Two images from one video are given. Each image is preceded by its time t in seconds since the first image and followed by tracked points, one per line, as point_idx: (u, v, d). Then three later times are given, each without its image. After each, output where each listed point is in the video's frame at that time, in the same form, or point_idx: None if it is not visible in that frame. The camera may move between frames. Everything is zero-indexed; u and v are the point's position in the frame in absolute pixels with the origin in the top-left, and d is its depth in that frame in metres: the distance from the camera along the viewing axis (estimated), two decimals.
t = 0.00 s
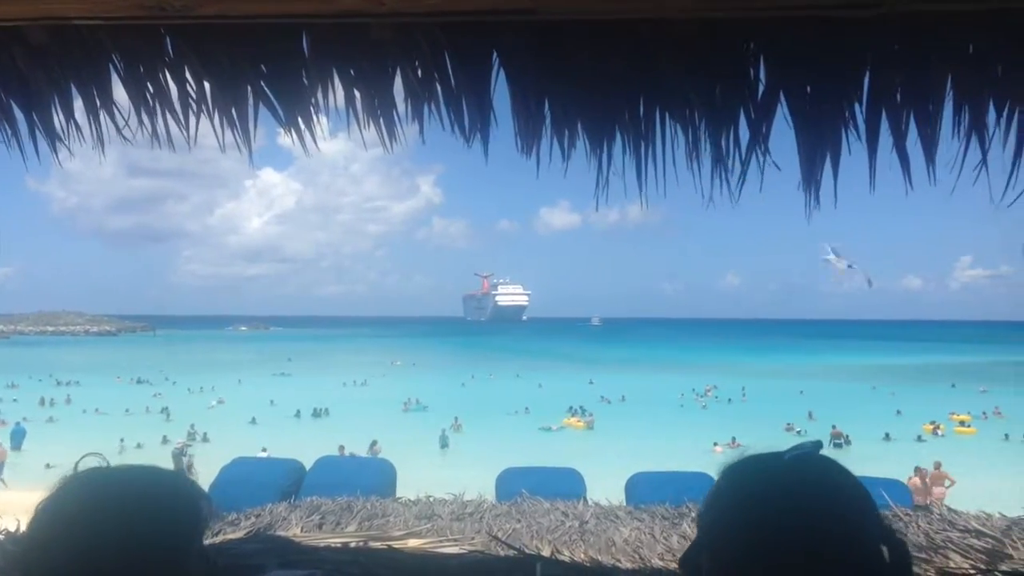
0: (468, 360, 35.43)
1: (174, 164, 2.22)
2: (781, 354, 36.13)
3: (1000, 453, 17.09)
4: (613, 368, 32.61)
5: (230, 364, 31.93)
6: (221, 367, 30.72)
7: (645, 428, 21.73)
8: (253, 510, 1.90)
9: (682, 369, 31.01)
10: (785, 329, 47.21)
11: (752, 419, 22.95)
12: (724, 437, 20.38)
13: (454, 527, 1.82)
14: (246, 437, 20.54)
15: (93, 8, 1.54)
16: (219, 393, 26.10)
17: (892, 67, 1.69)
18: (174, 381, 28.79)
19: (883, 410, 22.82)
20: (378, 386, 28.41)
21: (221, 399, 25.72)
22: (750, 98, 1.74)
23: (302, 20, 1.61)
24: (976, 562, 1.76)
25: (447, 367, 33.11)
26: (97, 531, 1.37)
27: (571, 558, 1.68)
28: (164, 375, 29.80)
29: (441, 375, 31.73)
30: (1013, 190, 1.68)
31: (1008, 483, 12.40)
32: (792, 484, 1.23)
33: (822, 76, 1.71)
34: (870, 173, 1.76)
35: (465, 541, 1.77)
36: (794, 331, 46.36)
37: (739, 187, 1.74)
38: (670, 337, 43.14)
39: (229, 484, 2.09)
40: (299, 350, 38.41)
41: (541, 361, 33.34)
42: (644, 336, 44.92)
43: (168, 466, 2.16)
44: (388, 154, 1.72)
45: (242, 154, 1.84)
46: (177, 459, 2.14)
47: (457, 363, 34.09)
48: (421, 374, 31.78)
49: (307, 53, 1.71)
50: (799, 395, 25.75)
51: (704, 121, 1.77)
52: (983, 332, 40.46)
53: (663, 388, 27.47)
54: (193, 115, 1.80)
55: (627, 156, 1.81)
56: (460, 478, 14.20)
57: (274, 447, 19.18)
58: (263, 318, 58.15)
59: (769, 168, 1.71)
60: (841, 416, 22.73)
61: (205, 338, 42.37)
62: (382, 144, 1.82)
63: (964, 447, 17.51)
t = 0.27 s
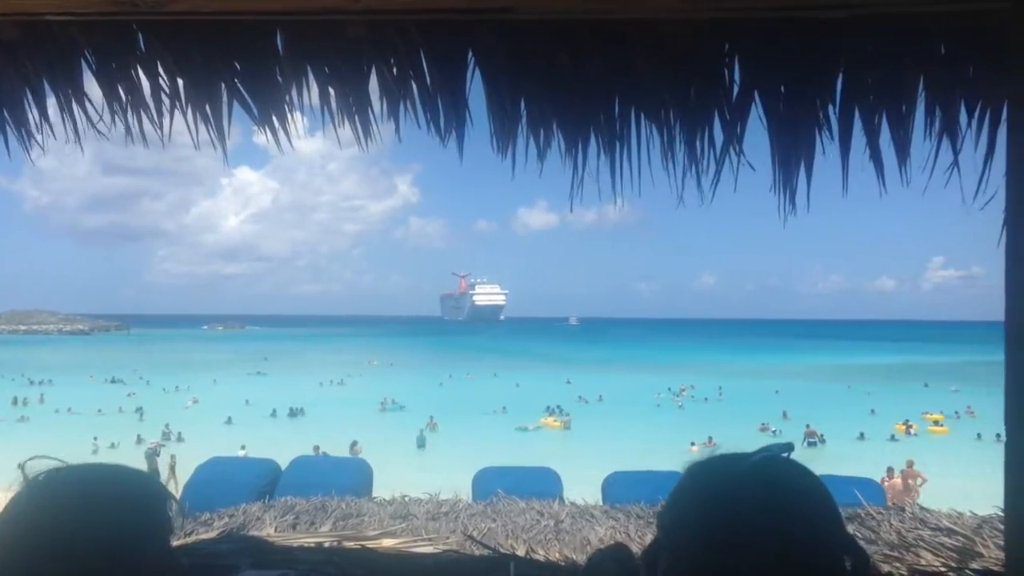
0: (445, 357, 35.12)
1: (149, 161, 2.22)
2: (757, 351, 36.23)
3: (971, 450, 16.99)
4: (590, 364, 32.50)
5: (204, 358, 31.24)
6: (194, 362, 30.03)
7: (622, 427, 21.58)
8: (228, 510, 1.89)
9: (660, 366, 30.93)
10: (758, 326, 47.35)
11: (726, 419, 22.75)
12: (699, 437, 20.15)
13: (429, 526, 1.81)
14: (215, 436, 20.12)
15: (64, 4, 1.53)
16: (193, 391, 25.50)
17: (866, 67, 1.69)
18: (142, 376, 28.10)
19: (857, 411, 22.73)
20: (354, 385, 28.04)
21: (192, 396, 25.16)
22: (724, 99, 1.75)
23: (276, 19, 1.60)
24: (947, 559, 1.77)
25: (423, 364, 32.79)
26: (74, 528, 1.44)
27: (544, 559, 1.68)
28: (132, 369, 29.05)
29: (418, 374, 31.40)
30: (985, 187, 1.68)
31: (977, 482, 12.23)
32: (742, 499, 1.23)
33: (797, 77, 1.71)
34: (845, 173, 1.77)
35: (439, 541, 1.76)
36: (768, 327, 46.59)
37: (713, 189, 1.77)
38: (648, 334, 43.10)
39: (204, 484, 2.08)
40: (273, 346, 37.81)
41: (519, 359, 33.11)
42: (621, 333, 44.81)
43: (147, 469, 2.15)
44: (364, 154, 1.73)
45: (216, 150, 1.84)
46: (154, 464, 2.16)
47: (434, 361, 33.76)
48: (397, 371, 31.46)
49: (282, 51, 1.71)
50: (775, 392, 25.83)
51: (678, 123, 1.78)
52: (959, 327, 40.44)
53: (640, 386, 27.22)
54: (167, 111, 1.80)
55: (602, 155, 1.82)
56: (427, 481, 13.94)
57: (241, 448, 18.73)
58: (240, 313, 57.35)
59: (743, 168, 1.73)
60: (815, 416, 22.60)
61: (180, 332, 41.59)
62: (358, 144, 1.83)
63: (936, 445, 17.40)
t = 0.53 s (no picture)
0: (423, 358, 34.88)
1: (126, 158, 2.20)
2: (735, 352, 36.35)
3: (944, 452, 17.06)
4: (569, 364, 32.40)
5: (179, 358, 30.78)
6: (169, 361, 29.57)
7: (600, 428, 21.51)
8: (204, 510, 1.88)
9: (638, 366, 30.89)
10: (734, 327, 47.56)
11: (703, 421, 22.70)
12: (676, 438, 20.07)
13: (406, 528, 1.81)
14: (188, 437, 19.77)
15: None
16: (168, 390, 25.09)
17: (841, 71, 1.71)
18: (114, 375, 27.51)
19: (833, 413, 22.75)
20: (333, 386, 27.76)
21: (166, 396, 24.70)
22: (701, 103, 1.76)
23: (255, 18, 1.59)
24: (921, 561, 1.78)
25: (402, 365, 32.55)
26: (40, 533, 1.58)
27: (521, 560, 1.69)
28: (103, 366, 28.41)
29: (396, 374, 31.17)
30: (960, 191, 1.68)
31: (947, 485, 12.26)
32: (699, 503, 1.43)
33: (774, 81, 1.72)
34: (821, 176, 1.79)
35: (416, 542, 1.75)
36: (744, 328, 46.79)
37: (689, 192, 1.78)
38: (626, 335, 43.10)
39: (181, 486, 2.08)
40: (248, 345, 37.31)
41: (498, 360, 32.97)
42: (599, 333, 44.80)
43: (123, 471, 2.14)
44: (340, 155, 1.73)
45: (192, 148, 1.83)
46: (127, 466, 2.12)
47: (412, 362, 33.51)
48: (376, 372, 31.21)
49: (259, 49, 1.70)
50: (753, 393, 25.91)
51: (655, 126, 1.79)
52: (934, 329, 40.70)
53: (619, 387, 27.13)
54: (143, 107, 1.79)
55: (579, 157, 1.84)
56: (400, 483, 13.74)
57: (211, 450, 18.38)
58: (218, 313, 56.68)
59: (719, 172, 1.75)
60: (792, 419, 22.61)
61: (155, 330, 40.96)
62: (335, 143, 1.83)
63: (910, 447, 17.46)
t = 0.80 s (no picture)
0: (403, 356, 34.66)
1: (101, 155, 2.18)
2: (716, 351, 36.43)
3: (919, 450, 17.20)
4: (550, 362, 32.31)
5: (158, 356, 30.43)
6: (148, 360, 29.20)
7: (581, 426, 21.45)
8: (181, 511, 1.86)
9: (620, 365, 30.86)
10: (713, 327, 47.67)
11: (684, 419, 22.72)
12: (656, 437, 20.07)
13: (384, 527, 1.81)
14: (165, 437, 19.52)
15: None
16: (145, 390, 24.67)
17: (819, 72, 1.72)
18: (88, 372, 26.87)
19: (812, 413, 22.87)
20: (313, 385, 27.53)
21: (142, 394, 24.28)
22: (679, 104, 1.77)
23: (232, 14, 1.58)
24: (896, 559, 1.79)
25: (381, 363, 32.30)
26: (12, 543, 1.56)
27: (499, 559, 1.70)
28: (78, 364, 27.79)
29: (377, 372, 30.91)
30: (934, 191, 1.70)
31: (921, 484, 12.33)
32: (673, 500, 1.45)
33: (752, 81, 1.73)
34: (800, 176, 1.79)
35: (395, 542, 1.74)
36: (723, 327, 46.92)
37: (668, 192, 1.79)
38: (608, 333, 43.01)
39: (159, 487, 2.06)
40: (226, 343, 36.79)
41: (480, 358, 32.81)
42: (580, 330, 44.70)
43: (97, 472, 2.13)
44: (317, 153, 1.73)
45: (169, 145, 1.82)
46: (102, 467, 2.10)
47: (392, 360, 33.28)
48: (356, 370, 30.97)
49: (237, 46, 1.69)
50: (734, 392, 25.99)
51: (635, 126, 1.79)
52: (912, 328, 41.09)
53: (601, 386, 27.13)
54: (117, 104, 1.78)
55: (559, 155, 1.84)
56: (377, 483, 13.62)
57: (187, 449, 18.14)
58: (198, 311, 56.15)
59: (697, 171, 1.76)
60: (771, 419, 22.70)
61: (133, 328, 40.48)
62: (313, 140, 1.82)
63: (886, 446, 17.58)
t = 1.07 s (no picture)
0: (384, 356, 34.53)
1: (79, 155, 2.17)
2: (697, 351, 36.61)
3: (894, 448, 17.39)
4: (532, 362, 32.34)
5: (136, 358, 30.10)
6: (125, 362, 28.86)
7: (561, 427, 21.45)
8: (158, 513, 1.85)
9: (601, 365, 30.93)
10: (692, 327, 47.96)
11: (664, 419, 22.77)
12: (636, 436, 20.11)
13: (364, 528, 1.81)
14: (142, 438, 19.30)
15: None
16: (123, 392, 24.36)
17: (798, 75, 1.73)
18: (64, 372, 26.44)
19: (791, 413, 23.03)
20: (293, 386, 27.36)
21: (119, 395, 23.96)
22: (659, 105, 1.76)
23: (209, 15, 1.58)
24: (873, 558, 1.82)
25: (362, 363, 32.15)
26: None
27: (478, 559, 1.70)
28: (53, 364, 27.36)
29: (357, 372, 30.76)
30: (912, 193, 1.71)
31: (893, 485, 12.48)
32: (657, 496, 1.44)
33: (731, 82, 1.74)
34: (778, 177, 1.81)
35: (374, 543, 1.74)
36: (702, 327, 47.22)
37: (648, 193, 1.80)
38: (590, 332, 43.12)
39: (138, 490, 2.05)
40: (204, 344, 36.42)
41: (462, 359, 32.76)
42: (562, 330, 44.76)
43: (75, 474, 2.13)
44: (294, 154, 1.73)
45: (146, 145, 1.82)
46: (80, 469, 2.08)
47: (373, 361, 33.14)
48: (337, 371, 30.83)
49: (214, 47, 1.68)
50: (714, 391, 26.13)
51: (614, 126, 1.80)
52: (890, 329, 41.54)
53: (582, 387, 27.14)
54: (94, 103, 1.77)
55: (538, 156, 1.85)
56: (353, 484, 13.53)
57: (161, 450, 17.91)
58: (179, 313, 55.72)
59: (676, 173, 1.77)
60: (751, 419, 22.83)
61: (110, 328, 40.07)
62: (291, 141, 1.82)
63: (862, 445, 17.74)
